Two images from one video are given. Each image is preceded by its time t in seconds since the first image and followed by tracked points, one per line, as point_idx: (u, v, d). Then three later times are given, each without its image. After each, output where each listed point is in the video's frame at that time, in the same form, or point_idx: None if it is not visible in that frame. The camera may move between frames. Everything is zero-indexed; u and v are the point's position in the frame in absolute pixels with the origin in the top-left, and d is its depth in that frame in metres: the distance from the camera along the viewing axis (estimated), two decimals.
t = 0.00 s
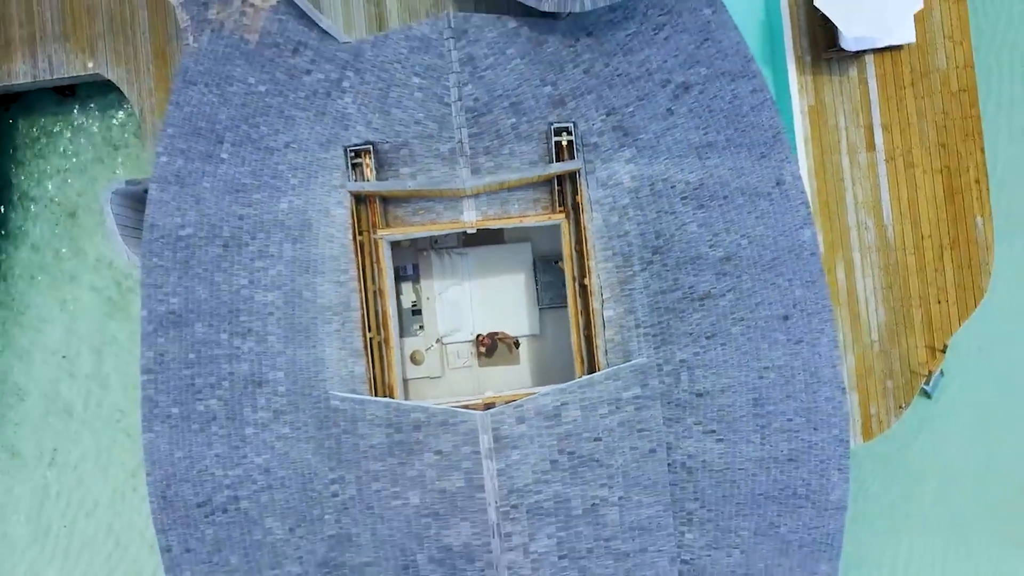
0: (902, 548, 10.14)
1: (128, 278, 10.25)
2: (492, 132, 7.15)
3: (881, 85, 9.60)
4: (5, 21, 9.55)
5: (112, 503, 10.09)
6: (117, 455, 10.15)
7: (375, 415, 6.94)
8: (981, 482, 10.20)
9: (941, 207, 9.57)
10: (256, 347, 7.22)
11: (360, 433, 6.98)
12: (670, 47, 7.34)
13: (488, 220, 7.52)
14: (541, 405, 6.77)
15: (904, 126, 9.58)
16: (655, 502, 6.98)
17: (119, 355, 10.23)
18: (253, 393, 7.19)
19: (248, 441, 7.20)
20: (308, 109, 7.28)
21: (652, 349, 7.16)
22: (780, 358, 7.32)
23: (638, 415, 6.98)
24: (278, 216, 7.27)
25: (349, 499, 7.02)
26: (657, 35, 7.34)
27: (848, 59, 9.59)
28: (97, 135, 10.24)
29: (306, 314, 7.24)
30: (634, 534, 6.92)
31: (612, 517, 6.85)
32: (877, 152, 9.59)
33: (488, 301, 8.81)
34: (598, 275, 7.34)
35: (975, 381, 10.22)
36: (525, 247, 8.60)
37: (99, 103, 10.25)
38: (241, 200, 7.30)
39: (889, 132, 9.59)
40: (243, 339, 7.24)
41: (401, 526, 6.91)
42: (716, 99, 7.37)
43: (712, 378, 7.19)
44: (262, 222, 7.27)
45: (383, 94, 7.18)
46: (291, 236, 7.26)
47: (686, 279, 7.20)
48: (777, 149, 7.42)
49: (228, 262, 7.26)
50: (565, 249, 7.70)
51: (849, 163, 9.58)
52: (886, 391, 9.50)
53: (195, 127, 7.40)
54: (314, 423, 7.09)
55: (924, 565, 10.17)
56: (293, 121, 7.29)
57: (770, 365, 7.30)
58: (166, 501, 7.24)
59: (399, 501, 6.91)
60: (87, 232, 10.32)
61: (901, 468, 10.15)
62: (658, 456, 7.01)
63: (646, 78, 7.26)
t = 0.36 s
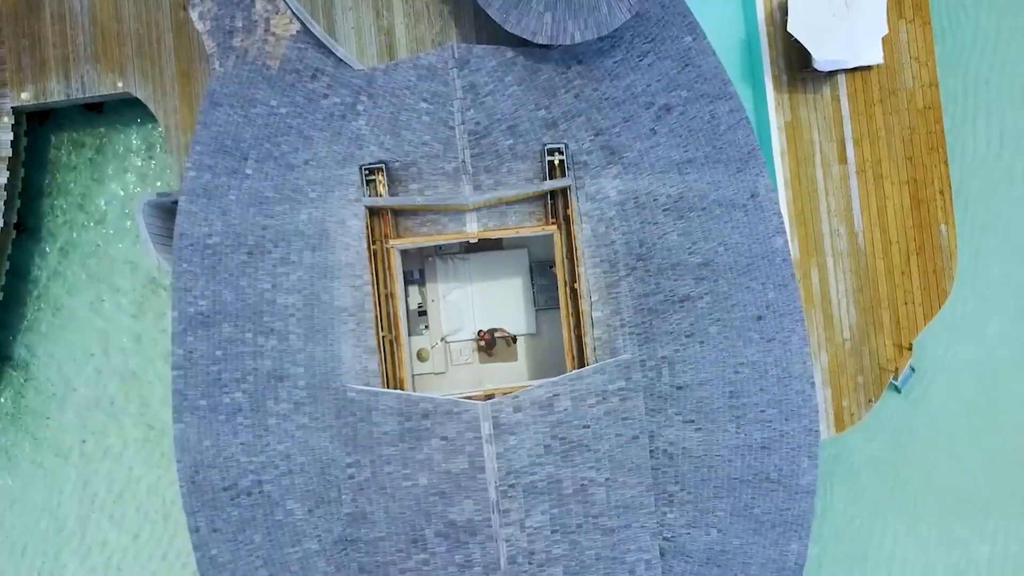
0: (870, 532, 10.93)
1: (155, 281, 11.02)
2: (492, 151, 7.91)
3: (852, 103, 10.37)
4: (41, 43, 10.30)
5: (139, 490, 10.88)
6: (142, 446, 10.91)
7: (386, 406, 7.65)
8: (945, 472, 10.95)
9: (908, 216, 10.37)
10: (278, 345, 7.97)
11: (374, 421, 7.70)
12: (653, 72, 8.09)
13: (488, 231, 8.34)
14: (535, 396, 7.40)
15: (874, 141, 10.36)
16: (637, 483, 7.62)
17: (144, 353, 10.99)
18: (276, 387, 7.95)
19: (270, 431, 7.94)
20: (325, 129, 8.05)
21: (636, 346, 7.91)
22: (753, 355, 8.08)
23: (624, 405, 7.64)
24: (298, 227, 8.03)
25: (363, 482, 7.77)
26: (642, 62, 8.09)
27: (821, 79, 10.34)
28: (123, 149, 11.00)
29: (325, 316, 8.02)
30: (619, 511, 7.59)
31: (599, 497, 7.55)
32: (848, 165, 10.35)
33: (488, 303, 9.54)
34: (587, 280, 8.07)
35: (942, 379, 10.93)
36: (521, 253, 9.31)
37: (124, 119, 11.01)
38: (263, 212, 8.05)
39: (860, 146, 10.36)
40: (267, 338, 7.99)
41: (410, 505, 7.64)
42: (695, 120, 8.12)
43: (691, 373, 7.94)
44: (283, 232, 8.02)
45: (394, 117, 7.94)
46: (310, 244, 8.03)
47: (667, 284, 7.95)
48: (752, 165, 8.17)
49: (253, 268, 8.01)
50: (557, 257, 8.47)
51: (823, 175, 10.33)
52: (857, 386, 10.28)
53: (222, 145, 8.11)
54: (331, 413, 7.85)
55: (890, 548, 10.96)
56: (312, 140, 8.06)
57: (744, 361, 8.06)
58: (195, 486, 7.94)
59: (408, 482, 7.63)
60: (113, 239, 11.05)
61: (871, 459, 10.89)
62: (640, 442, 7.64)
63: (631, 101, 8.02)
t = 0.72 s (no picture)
0: (849, 519, 11.62)
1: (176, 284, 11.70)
2: (491, 166, 8.61)
3: (829, 116, 11.05)
4: (68, 60, 11.02)
5: (159, 480, 11.55)
6: (162, 438, 11.59)
7: (395, 399, 8.34)
8: (918, 463, 11.67)
9: (881, 222, 11.06)
10: (294, 344, 8.66)
11: (384, 413, 8.39)
12: (640, 92, 8.78)
13: (488, 239, 9.00)
14: (530, 389, 8.07)
15: (849, 152, 11.04)
16: (624, 469, 8.30)
17: (164, 351, 11.67)
18: (292, 382, 8.64)
19: (287, 422, 8.64)
20: (338, 145, 8.75)
21: (624, 344, 8.61)
22: (733, 353, 8.78)
23: (613, 398, 8.29)
24: (313, 234, 8.72)
25: (373, 469, 8.45)
26: (630, 82, 8.78)
27: (800, 94, 11.01)
28: (144, 159, 11.67)
29: (338, 316, 8.70)
30: (607, 495, 8.27)
31: (589, 481, 8.23)
32: (825, 174, 11.03)
33: (488, 305, 10.24)
34: (579, 283, 8.73)
35: (914, 375, 11.66)
36: (518, 257, 10.02)
37: (145, 130, 11.67)
38: (281, 221, 8.74)
39: (836, 157, 11.05)
40: (284, 337, 8.68)
41: (417, 490, 8.32)
42: (679, 136, 8.81)
43: (674, 369, 8.64)
44: (299, 239, 8.71)
45: (401, 134, 8.64)
46: (324, 251, 8.72)
47: (653, 287, 8.64)
48: (731, 177, 8.87)
49: (271, 272, 8.70)
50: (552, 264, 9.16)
51: (802, 184, 11.01)
52: (834, 382, 10.98)
53: (242, 159, 8.80)
54: (344, 406, 8.53)
55: (870, 534, 11.63)
56: (325, 155, 8.76)
57: (724, 358, 8.76)
58: (218, 473, 8.62)
59: (415, 468, 8.30)
60: (134, 243, 11.71)
61: (848, 449, 11.63)
62: (627, 431, 8.31)
63: (619, 119, 8.72)
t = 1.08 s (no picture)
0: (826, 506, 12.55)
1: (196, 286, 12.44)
2: (491, 179, 9.36)
3: (807, 129, 11.81)
4: (96, 77, 11.78)
5: (179, 472, 12.26)
6: (181, 431, 12.30)
7: (403, 393, 9.08)
8: (890, 454, 12.62)
9: (857, 229, 11.83)
10: (310, 343, 9.43)
11: (394, 405, 9.12)
12: (629, 110, 9.54)
13: (489, 247, 9.78)
14: (526, 384, 8.82)
15: (827, 163, 11.81)
16: (612, 456, 9.05)
17: (184, 350, 12.39)
18: (308, 378, 9.40)
19: (304, 415, 9.40)
20: (351, 160, 9.51)
21: (613, 343, 9.36)
22: (714, 350, 9.55)
23: (603, 393, 9.01)
24: (327, 242, 9.49)
25: (383, 457, 9.20)
26: (619, 102, 9.55)
27: (780, 108, 11.77)
28: (165, 169, 12.41)
29: (350, 317, 9.47)
30: (597, 480, 9.01)
31: (580, 467, 8.98)
32: (804, 184, 11.79)
33: (488, 306, 10.99)
34: (572, 287, 9.50)
35: (884, 371, 12.65)
36: (516, 263, 10.79)
37: (166, 142, 12.41)
38: (297, 230, 9.50)
39: (814, 167, 11.81)
40: (300, 336, 9.44)
41: (423, 476, 9.06)
42: (665, 151, 9.58)
43: (660, 365, 9.40)
44: (314, 247, 9.47)
45: (408, 150, 9.41)
46: (337, 257, 9.48)
47: (640, 290, 9.40)
48: (713, 189, 9.64)
49: (288, 277, 9.46)
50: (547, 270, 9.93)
51: (782, 193, 11.78)
52: (811, 378, 11.76)
53: (261, 172, 9.57)
54: (356, 400, 9.29)
55: (844, 521, 12.56)
56: (339, 169, 9.52)
57: (706, 355, 9.52)
58: (239, 461, 9.39)
59: (422, 455, 9.02)
60: (156, 248, 12.44)
61: (824, 441, 12.56)
62: (615, 422, 9.04)
63: (609, 136, 9.49)
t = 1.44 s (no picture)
0: (807, 494, 13.54)
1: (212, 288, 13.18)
2: (491, 190, 10.11)
3: (787, 142, 12.57)
4: (119, 93, 12.54)
5: (197, 462, 13.04)
6: (199, 425, 13.08)
7: (409, 388, 9.83)
8: (867, 448, 13.59)
9: (833, 235, 12.60)
10: (322, 342, 10.18)
11: (401, 399, 9.87)
12: (618, 126, 10.31)
13: (488, 254, 10.56)
14: (522, 380, 9.56)
15: (805, 174, 12.58)
16: (602, 446, 9.81)
17: (201, 349, 13.14)
18: (321, 374, 10.16)
19: (317, 409, 10.16)
20: (361, 173, 10.28)
21: (603, 342, 10.12)
22: (697, 349, 10.31)
23: (593, 388, 9.76)
24: (339, 249, 10.25)
25: (390, 447, 9.95)
26: (609, 118, 10.31)
27: (762, 122, 12.54)
28: (183, 178, 13.16)
29: (360, 318, 10.23)
30: (587, 467, 9.78)
31: (573, 455, 9.74)
32: (784, 193, 12.57)
33: (488, 307, 11.75)
34: (565, 290, 10.26)
35: (861, 370, 13.58)
36: (514, 267, 11.56)
37: (183, 153, 13.15)
38: (311, 237, 10.26)
39: (794, 177, 12.58)
40: (313, 336, 10.20)
41: (428, 464, 9.82)
42: (652, 164, 10.34)
43: (646, 363, 10.17)
44: (327, 253, 10.24)
45: (414, 164, 10.17)
46: (348, 263, 10.24)
47: (629, 293, 10.17)
48: (696, 199, 10.41)
49: (302, 281, 10.23)
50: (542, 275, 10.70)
51: (763, 202, 12.55)
52: (791, 376, 12.52)
53: (277, 184, 10.34)
54: (366, 395, 10.05)
55: (819, 507, 13.57)
56: (349, 181, 10.29)
57: (690, 353, 10.29)
58: (256, 452, 10.16)
59: (427, 444, 9.77)
60: (173, 253, 13.18)
61: (805, 435, 13.52)
62: (605, 414, 9.79)
63: (599, 151, 10.25)
